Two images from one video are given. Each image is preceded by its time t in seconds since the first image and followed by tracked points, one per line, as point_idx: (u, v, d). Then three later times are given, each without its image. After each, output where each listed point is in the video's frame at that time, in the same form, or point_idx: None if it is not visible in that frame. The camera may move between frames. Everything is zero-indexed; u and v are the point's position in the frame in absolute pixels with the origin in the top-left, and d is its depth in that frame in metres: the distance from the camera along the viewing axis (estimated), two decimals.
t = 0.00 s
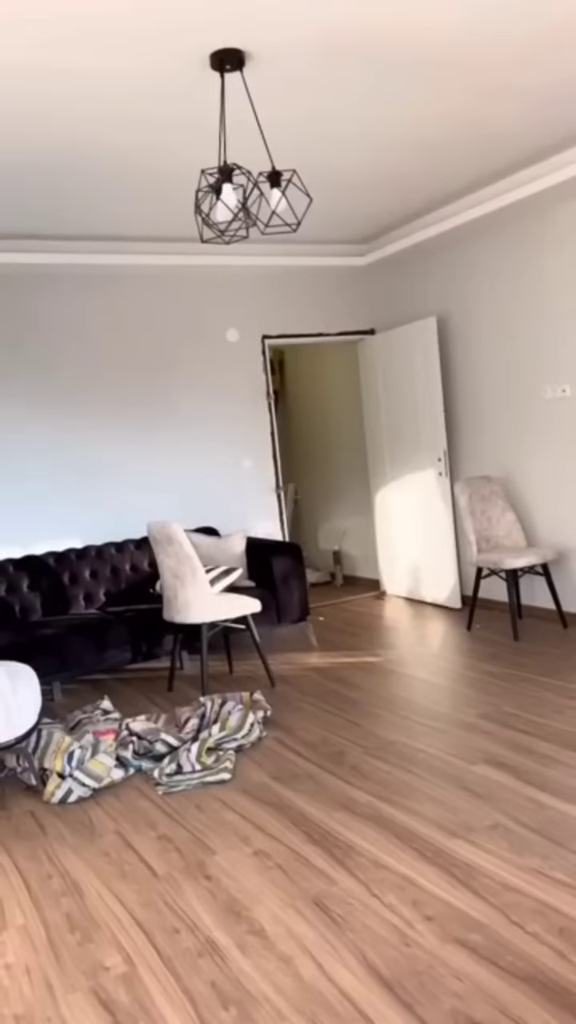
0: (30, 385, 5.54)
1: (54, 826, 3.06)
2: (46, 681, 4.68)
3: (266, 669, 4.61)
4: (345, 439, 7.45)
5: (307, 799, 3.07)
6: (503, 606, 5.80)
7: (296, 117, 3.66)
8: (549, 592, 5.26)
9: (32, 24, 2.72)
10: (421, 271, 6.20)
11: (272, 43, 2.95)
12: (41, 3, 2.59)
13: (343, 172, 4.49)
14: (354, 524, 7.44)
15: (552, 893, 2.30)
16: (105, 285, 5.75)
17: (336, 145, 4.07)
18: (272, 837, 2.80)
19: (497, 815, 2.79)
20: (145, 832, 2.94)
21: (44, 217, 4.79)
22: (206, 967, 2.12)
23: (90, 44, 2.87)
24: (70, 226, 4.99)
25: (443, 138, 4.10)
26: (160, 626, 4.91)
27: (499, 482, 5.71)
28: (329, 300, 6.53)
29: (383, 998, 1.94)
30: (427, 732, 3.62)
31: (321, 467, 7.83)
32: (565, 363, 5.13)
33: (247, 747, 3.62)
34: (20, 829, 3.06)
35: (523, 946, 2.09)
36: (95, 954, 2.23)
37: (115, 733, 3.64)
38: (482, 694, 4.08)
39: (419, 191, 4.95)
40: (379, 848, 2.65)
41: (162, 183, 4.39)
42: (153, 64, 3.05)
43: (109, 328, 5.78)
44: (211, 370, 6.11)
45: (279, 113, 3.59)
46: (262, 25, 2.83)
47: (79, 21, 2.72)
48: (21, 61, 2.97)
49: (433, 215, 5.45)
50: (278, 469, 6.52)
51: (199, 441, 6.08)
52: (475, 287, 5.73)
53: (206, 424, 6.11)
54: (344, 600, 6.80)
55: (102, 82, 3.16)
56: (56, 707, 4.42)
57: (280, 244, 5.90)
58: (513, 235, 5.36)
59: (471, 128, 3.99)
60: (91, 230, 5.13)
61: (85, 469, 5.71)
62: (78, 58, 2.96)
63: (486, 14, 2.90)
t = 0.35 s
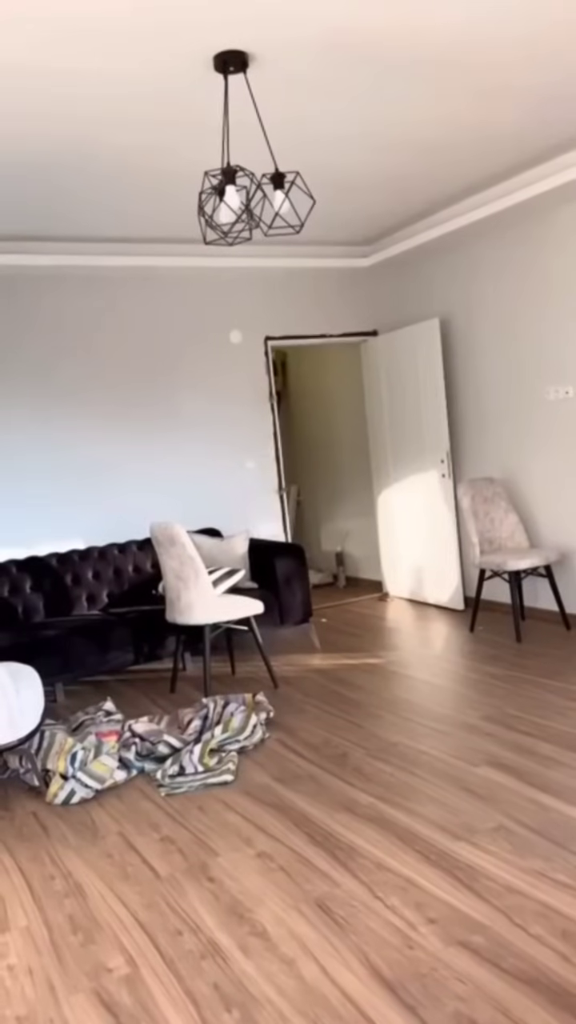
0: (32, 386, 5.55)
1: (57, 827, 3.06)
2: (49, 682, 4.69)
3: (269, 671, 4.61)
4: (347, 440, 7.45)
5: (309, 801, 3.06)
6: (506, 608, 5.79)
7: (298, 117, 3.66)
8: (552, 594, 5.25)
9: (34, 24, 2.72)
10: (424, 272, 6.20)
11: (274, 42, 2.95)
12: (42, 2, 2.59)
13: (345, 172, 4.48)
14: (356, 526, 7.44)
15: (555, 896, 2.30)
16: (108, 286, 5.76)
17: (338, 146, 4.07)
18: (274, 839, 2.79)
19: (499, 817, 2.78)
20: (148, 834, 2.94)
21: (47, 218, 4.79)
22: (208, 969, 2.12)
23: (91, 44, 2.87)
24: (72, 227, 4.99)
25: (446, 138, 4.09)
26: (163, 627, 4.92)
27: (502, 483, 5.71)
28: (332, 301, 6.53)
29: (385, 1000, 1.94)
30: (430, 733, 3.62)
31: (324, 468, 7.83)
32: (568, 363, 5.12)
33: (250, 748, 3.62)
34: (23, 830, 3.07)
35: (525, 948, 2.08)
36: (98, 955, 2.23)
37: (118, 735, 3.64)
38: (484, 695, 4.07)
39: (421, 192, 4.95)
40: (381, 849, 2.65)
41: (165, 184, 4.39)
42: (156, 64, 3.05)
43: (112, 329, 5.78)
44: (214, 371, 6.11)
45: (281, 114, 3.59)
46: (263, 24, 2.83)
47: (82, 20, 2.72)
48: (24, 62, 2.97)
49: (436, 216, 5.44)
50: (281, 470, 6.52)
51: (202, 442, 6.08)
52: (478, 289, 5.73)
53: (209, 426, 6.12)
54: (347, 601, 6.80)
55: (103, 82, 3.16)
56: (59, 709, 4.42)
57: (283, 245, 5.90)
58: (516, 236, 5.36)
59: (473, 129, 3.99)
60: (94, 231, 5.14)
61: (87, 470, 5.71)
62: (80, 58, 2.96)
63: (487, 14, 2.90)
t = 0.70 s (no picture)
0: (35, 387, 5.55)
1: (60, 828, 3.06)
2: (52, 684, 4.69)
3: (272, 673, 4.60)
4: (351, 441, 7.45)
5: (312, 803, 3.06)
6: (510, 610, 5.78)
7: (301, 118, 3.66)
8: (556, 595, 5.25)
9: (36, 24, 2.72)
10: (428, 274, 6.20)
11: (276, 43, 2.95)
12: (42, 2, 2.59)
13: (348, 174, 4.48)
14: (359, 527, 7.44)
15: (558, 898, 2.29)
16: (111, 287, 5.76)
17: (341, 148, 4.07)
18: (277, 841, 2.79)
19: (502, 819, 2.78)
20: (151, 835, 2.94)
21: (50, 219, 4.80)
22: (212, 971, 2.12)
23: (93, 45, 2.87)
24: (75, 228, 5.00)
25: (449, 140, 4.09)
26: (167, 629, 4.92)
27: (506, 485, 5.70)
28: (336, 303, 6.53)
29: (388, 1003, 1.93)
30: (433, 735, 3.62)
31: (327, 469, 7.83)
32: (572, 364, 5.12)
33: (253, 750, 3.62)
34: (26, 830, 3.07)
35: (529, 951, 2.08)
36: (101, 957, 2.23)
37: (121, 736, 3.65)
38: (487, 697, 4.06)
39: (425, 193, 4.95)
40: (384, 851, 2.65)
41: (168, 185, 4.39)
42: (159, 64, 3.05)
43: (115, 331, 5.79)
44: (217, 372, 6.12)
45: (284, 115, 3.59)
46: (266, 25, 2.83)
47: (85, 21, 2.72)
48: (27, 63, 2.97)
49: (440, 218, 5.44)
50: (284, 472, 6.52)
51: (205, 443, 6.09)
52: (483, 291, 5.72)
53: (212, 427, 6.12)
54: (350, 603, 6.79)
55: (106, 83, 3.16)
56: (62, 710, 4.42)
57: (287, 247, 5.90)
58: (520, 238, 5.35)
59: (476, 130, 3.98)
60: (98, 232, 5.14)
61: (90, 472, 5.71)
62: (82, 59, 2.96)
63: (488, 14, 2.89)
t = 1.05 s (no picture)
0: (38, 388, 5.56)
1: (64, 830, 3.06)
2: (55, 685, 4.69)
3: (275, 674, 4.60)
4: (354, 443, 7.45)
5: (316, 804, 3.06)
6: (513, 612, 5.77)
7: (304, 120, 3.66)
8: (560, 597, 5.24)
9: (37, 24, 2.72)
10: (432, 276, 6.20)
11: (279, 44, 2.95)
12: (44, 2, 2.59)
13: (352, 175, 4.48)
14: (363, 529, 7.44)
15: (562, 901, 2.29)
16: (114, 289, 5.77)
17: (344, 149, 4.07)
18: (280, 843, 2.79)
19: (506, 821, 2.77)
20: (154, 837, 2.94)
21: (53, 220, 4.80)
22: (215, 973, 2.12)
23: (97, 46, 2.88)
24: (78, 230, 5.01)
25: (451, 142, 4.10)
26: (170, 631, 4.92)
27: (509, 487, 5.70)
28: (339, 305, 6.54)
29: (391, 1005, 1.93)
30: (436, 737, 3.61)
31: (331, 471, 7.83)
32: None
33: (257, 751, 3.62)
34: (29, 832, 3.07)
35: (532, 953, 2.07)
36: (104, 959, 2.23)
37: (125, 737, 3.65)
38: (490, 699, 4.06)
39: (428, 195, 4.95)
40: (388, 853, 2.64)
41: (171, 187, 4.40)
42: (161, 64, 3.04)
43: (118, 332, 5.79)
44: (220, 374, 6.13)
45: (286, 115, 3.59)
46: (270, 25, 2.83)
47: (88, 21, 2.72)
48: (30, 63, 2.98)
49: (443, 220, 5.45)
50: (287, 474, 6.53)
51: (208, 445, 6.09)
52: (486, 292, 5.72)
53: (216, 429, 6.12)
54: (353, 604, 6.79)
55: (108, 83, 3.16)
56: (65, 712, 4.42)
57: (290, 248, 5.90)
58: (523, 239, 5.35)
59: (479, 130, 3.97)
60: (101, 234, 5.14)
61: (94, 473, 5.72)
62: (85, 60, 2.97)
63: (491, 14, 2.88)
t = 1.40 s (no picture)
0: (41, 390, 5.56)
1: (68, 831, 3.06)
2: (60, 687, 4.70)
3: (279, 676, 4.60)
4: (358, 444, 7.45)
5: (320, 806, 3.06)
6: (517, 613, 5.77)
7: (307, 120, 3.66)
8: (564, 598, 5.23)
9: (35, 23, 2.71)
10: (437, 277, 6.19)
11: (281, 45, 2.96)
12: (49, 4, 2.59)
13: (356, 176, 4.48)
14: (367, 530, 7.43)
15: (567, 903, 2.28)
16: (118, 291, 5.78)
17: (347, 150, 4.07)
18: (284, 844, 2.79)
19: (511, 823, 2.77)
20: (158, 838, 2.94)
21: (57, 222, 4.81)
22: (220, 975, 2.12)
23: (101, 47, 2.89)
24: (82, 232, 5.02)
25: (455, 142, 4.10)
26: (174, 633, 4.92)
27: (514, 488, 5.69)
28: (343, 306, 6.54)
29: (396, 1008, 1.93)
30: (441, 738, 3.61)
31: (334, 473, 7.83)
32: None
33: (261, 752, 3.62)
34: (33, 834, 3.07)
35: (537, 955, 2.07)
36: (109, 961, 2.23)
37: (129, 739, 3.65)
38: (495, 700, 4.05)
39: (433, 196, 4.95)
40: (393, 856, 2.64)
41: (174, 188, 4.41)
42: (163, 64, 3.04)
43: (121, 334, 5.80)
44: (224, 375, 6.13)
45: (288, 116, 3.59)
46: (274, 26, 2.83)
47: (89, 21, 2.73)
48: (32, 64, 2.98)
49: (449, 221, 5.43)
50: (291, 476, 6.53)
51: (212, 447, 6.09)
52: (492, 293, 5.71)
53: (220, 430, 6.12)
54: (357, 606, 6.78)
55: (113, 85, 3.18)
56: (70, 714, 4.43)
57: (294, 250, 5.91)
58: (530, 240, 5.34)
59: (481, 131, 3.97)
60: (105, 236, 5.15)
61: (98, 475, 5.73)
62: (88, 61, 2.98)
63: (490, 13, 2.88)
